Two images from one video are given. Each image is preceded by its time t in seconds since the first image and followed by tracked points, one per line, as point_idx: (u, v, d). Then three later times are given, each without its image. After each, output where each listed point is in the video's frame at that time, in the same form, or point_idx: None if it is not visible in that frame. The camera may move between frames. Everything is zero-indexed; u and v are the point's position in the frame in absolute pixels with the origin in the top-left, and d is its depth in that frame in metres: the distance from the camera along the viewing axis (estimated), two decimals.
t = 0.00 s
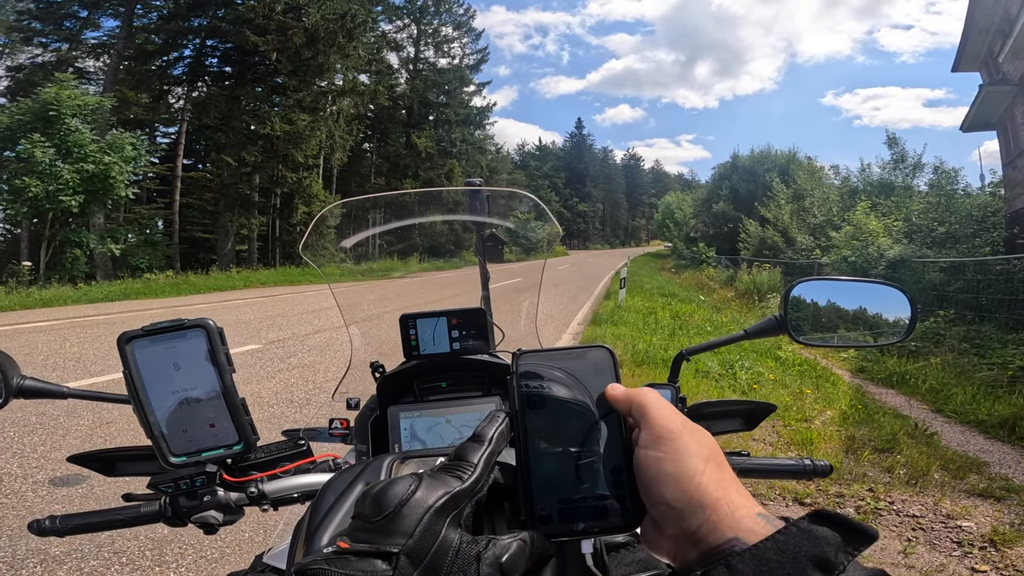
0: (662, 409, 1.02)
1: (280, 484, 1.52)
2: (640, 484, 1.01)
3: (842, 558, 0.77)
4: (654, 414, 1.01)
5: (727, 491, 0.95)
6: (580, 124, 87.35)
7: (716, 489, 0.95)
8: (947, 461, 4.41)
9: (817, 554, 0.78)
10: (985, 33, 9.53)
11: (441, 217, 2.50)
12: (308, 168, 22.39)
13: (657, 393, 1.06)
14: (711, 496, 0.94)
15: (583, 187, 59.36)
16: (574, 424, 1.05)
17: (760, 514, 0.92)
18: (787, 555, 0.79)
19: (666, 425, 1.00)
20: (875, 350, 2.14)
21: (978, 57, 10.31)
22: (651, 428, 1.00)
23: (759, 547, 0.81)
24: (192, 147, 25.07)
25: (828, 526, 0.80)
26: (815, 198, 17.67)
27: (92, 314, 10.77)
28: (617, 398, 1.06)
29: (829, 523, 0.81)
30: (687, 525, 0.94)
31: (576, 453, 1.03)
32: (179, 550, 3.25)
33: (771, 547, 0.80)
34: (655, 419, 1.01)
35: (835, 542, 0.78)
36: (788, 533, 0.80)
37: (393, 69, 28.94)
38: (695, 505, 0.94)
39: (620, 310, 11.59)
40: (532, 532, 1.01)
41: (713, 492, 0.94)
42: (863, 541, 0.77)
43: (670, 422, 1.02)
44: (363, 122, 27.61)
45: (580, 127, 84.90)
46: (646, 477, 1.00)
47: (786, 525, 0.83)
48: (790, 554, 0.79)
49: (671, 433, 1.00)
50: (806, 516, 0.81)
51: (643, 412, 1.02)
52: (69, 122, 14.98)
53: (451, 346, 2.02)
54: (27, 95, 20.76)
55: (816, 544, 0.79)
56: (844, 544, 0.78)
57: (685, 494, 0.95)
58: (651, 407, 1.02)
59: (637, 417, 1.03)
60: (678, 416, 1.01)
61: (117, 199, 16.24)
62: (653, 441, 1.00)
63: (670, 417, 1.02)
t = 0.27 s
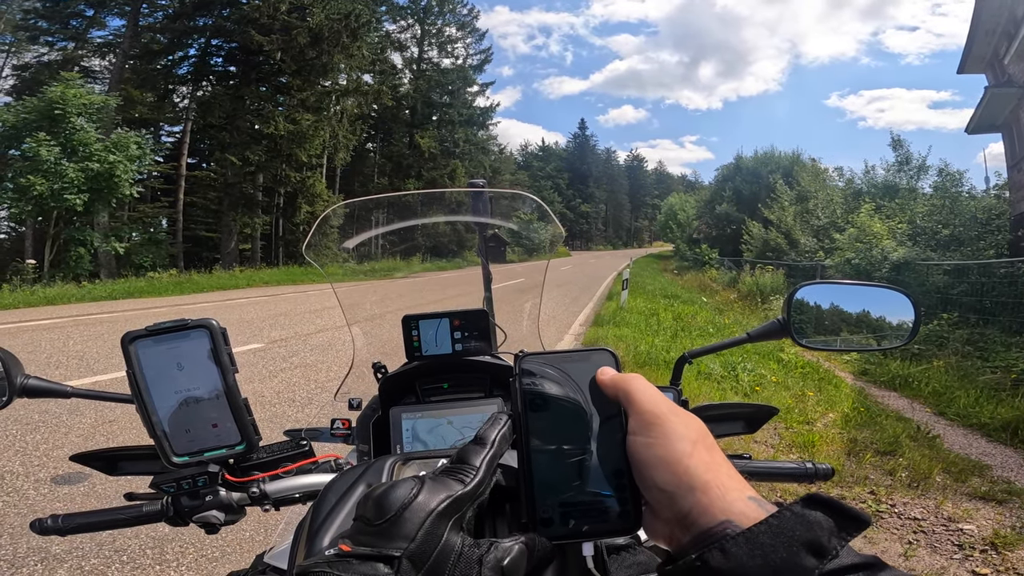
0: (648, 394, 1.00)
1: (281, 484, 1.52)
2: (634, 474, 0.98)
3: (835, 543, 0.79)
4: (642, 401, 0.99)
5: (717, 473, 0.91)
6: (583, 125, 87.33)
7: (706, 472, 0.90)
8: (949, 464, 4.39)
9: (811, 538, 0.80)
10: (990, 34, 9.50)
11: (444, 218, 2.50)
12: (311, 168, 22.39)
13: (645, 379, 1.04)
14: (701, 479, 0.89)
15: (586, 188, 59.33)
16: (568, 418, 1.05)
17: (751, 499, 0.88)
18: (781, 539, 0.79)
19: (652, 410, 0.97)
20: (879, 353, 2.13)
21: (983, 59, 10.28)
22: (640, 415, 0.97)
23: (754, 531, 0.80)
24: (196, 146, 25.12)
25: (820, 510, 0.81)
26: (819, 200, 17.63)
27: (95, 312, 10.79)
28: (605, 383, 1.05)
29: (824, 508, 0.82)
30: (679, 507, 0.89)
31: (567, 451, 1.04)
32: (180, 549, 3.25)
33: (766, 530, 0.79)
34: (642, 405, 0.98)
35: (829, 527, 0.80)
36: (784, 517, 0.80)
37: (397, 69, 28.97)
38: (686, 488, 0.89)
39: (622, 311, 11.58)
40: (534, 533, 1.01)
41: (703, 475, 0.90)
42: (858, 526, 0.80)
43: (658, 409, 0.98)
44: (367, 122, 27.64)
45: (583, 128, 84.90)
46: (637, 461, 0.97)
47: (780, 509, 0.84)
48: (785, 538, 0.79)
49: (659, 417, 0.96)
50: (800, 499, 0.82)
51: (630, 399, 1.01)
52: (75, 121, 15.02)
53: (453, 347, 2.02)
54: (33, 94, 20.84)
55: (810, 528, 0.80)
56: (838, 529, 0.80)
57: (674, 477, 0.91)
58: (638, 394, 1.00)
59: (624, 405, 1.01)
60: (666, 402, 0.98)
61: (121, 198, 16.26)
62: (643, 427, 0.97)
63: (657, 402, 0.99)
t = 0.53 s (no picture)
0: (645, 396, 0.97)
1: (281, 484, 1.51)
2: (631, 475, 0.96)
3: (832, 545, 0.76)
4: (638, 403, 0.96)
5: (715, 475, 0.87)
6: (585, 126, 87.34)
7: (703, 474, 0.87)
8: (948, 467, 4.39)
9: (806, 539, 0.77)
10: (994, 37, 9.50)
11: (445, 218, 2.50)
12: (313, 167, 22.38)
13: (641, 380, 1.01)
14: (698, 480, 0.86)
15: (588, 189, 59.34)
16: (546, 422, 1.06)
17: (748, 500, 0.85)
18: (777, 540, 0.76)
19: (648, 411, 0.94)
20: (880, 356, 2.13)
21: (986, 62, 10.28)
22: (635, 416, 0.94)
23: (749, 533, 0.77)
24: (198, 145, 25.17)
25: (818, 512, 0.79)
26: (821, 202, 17.62)
27: (97, 310, 10.81)
28: (604, 383, 1.02)
29: (820, 510, 0.79)
30: (676, 509, 0.86)
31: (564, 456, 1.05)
32: (178, 548, 3.26)
33: (761, 532, 0.76)
34: (637, 406, 0.95)
35: (823, 529, 0.78)
36: (778, 520, 0.78)
37: (399, 69, 29.00)
38: (682, 490, 0.86)
39: (623, 312, 11.58)
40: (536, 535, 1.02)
41: (699, 476, 0.86)
42: (853, 528, 0.77)
43: (654, 409, 0.95)
44: (369, 122, 27.67)
45: (585, 129, 84.95)
46: (632, 463, 0.94)
47: (776, 510, 0.81)
48: (781, 540, 0.76)
49: (656, 419, 0.93)
50: (797, 502, 0.80)
51: (626, 401, 0.97)
52: (77, 119, 15.05)
53: (454, 347, 2.02)
54: (36, 92, 20.90)
55: (806, 529, 0.77)
56: (832, 531, 0.77)
57: (671, 479, 0.88)
58: (633, 396, 0.97)
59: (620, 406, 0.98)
60: (662, 402, 0.95)
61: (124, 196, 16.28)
62: (638, 428, 0.93)
63: (653, 402, 0.96)
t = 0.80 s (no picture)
0: (699, 419, 1.02)
1: (299, 484, 1.52)
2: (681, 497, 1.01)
3: (882, 559, 0.75)
4: (690, 427, 1.01)
5: (767, 498, 0.93)
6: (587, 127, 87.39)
7: (757, 497, 0.92)
8: (949, 470, 4.39)
9: (859, 556, 0.76)
10: (999, 42, 9.50)
11: (448, 219, 2.50)
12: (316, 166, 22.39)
13: (691, 403, 1.06)
14: (753, 504, 0.91)
15: (590, 191, 59.36)
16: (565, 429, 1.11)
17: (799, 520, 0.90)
18: (827, 554, 0.78)
19: (703, 436, 1.00)
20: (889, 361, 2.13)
21: (991, 67, 10.28)
22: (690, 440, 1.00)
23: (801, 549, 0.80)
24: (201, 143, 25.20)
25: (868, 529, 0.78)
26: (823, 206, 17.61)
27: (99, 308, 10.82)
28: (653, 398, 1.06)
29: (869, 527, 0.78)
30: (729, 530, 0.92)
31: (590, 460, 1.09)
32: (181, 547, 3.26)
33: (815, 549, 0.79)
34: (692, 430, 1.01)
35: (875, 545, 0.76)
36: (829, 536, 0.79)
37: (403, 69, 29.03)
38: (737, 511, 0.92)
39: (625, 314, 11.58)
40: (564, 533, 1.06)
41: (754, 499, 0.92)
42: (902, 544, 0.75)
43: (710, 435, 1.01)
44: (372, 122, 27.70)
45: (587, 130, 85.00)
46: (686, 486, 1.00)
47: (826, 528, 0.82)
48: (834, 555, 0.77)
49: (710, 444, 0.99)
50: (847, 518, 0.79)
51: (678, 424, 1.03)
52: (82, 117, 15.07)
53: (467, 348, 2.04)
54: (41, 89, 20.96)
55: (857, 546, 0.77)
56: (884, 546, 0.76)
57: (727, 501, 0.93)
58: (687, 419, 1.02)
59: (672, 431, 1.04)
60: (715, 427, 1.01)
61: (127, 193, 16.28)
62: (693, 452, 0.99)
63: (707, 427, 1.01)
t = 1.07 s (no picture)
0: (690, 429, 0.99)
1: (292, 480, 1.52)
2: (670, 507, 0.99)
3: (872, 568, 0.76)
4: (682, 436, 0.99)
5: (758, 510, 0.92)
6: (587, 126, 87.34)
7: (748, 509, 0.91)
8: (947, 470, 4.40)
9: (848, 564, 0.77)
10: (999, 41, 9.50)
11: (447, 217, 2.51)
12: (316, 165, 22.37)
13: (683, 412, 1.03)
14: (744, 516, 0.90)
15: (590, 190, 59.33)
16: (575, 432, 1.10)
17: (790, 528, 0.89)
18: (818, 565, 0.78)
19: (695, 447, 0.97)
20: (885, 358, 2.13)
21: (992, 66, 10.28)
22: (681, 450, 0.98)
23: (790, 559, 0.80)
24: (201, 141, 25.18)
25: (858, 538, 0.79)
26: (823, 205, 17.60)
27: (98, 306, 10.82)
28: (644, 410, 1.04)
29: (859, 535, 0.80)
30: (720, 542, 0.90)
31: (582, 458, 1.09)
32: (178, 545, 3.26)
33: (803, 558, 0.79)
34: (683, 440, 0.98)
35: (866, 554, 0.78)
36: (819, 545, 0.79)
37: (403, 68, 29.01)
38: (729, 523, 0.90)
39: (624, 313, 11.58)
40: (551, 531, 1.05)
41: (744, 512, 0.91)
42: (894, 552, 0.77)
43: (700, 444, 0.99)
44: (372, 120, 27.70)
45: (587, 129, 84.98)
46: (676, 497, 0.97)
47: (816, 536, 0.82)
48: (823, 563, 0.78)
49: (701, 454, 0.97)
50: (838, 528, 0.80)
51: (669, 433, 1.00)
52: (81, 115, 15.05)
53: (462, 345, 2.03)
54: (40, 87, 20.95)
55: (847, 555, 0.78)
56: (875, 556, 0.77)
57: (718, 515, 0.92)
58: (679, 429, 1.00)
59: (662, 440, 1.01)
60: (707, 437, 0.98)
61: (126, 192, 16.26)
62: (685, 463, 0.97)
63: (699, 438, 0.99)
